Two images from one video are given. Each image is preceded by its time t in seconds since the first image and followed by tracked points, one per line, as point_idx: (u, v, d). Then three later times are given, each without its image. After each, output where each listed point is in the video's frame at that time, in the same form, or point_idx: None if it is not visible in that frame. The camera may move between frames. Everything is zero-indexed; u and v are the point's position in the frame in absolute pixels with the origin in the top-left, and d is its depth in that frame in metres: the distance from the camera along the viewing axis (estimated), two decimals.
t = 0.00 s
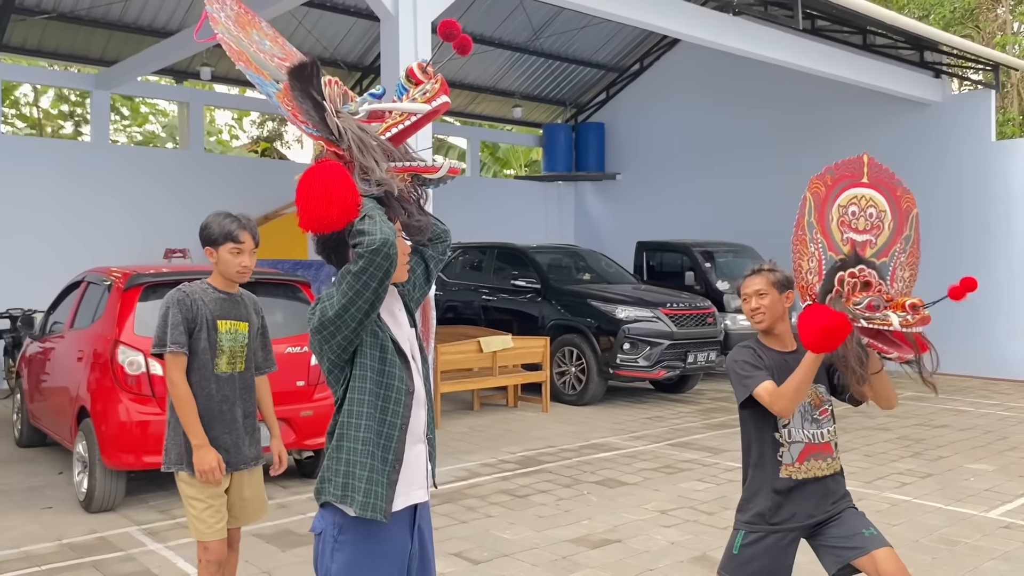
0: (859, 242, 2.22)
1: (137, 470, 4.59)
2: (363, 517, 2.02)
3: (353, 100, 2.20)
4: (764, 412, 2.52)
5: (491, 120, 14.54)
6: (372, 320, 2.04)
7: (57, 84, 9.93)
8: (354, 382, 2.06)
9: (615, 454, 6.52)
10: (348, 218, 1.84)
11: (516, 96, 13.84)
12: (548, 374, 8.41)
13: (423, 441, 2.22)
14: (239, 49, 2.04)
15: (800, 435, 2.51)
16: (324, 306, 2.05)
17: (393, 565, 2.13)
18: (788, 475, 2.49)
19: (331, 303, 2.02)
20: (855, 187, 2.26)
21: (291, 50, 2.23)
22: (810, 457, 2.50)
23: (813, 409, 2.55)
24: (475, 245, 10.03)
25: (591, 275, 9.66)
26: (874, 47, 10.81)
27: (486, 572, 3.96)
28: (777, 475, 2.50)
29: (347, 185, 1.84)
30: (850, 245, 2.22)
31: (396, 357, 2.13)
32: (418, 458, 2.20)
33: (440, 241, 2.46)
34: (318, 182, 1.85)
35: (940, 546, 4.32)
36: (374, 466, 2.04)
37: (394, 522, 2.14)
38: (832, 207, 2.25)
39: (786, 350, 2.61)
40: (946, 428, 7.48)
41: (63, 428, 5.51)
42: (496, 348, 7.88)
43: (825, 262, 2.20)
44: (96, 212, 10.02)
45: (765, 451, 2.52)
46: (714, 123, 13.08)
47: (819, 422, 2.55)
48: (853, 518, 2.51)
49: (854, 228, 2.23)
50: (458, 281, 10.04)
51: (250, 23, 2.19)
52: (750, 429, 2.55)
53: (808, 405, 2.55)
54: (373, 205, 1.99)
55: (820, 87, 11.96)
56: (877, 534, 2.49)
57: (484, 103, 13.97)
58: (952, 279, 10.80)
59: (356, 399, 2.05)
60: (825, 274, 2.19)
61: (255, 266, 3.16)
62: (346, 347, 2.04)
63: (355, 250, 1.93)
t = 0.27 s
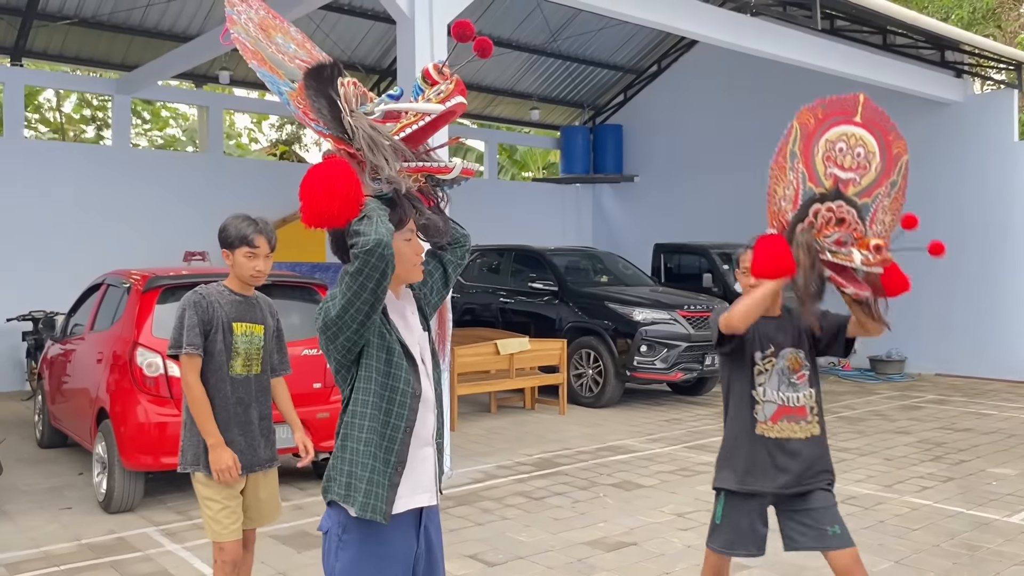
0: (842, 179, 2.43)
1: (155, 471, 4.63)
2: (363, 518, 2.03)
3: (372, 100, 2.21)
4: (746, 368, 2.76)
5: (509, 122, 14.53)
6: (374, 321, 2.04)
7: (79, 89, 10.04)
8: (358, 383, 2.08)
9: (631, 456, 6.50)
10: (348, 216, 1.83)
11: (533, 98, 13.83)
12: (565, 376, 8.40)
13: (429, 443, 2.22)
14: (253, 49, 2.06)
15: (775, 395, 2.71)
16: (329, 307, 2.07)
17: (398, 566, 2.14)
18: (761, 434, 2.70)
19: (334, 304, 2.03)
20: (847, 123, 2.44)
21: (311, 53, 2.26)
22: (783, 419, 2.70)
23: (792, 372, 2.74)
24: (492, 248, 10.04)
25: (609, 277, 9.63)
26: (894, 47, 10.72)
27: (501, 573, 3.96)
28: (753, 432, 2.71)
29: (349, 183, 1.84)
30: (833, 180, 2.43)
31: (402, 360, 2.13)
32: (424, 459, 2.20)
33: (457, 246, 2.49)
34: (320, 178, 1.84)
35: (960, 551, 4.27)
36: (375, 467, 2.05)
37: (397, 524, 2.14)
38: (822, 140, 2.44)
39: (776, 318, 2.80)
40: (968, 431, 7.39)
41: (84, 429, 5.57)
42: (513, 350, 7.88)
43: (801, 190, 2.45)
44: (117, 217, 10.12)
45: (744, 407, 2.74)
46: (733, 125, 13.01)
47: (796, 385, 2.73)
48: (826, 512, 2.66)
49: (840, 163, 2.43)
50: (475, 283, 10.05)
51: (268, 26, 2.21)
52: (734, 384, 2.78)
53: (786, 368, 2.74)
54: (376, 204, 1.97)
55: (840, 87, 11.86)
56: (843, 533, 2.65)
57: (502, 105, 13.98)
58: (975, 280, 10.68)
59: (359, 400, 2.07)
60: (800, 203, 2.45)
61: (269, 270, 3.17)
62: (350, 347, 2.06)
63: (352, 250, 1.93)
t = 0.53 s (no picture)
0: (807, 124, 2.63)
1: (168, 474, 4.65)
2: (359, 524, 2.06)
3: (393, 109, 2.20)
4: (743, 354, 2.94)
5: (522, 126, 14.54)
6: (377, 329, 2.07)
7: (95, 95, 10.12)
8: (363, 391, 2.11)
9: (643, 460, 6.48)
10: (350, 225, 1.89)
11: (545, 102, 13.82)
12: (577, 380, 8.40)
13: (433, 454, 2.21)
14: (270, 56, 2.08)
15: (770, 379, 2.88)
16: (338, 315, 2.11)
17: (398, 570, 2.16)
18: (752, 417, 2.88)
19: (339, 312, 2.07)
20: (808, 73, 2.68)
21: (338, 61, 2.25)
22: (775, 403, 2.87)
23: (792, 357, 2.91)
24: (504, 251, 10.04)
25: (621, 281, 9.62)
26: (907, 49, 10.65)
27: None
28: (745, 415, 2.90)
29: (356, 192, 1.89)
30: (797, 124, 2.63)
31: (408, 371, 2.13)
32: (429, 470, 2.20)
33: (479, 255, 2.54)
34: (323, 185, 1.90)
35: (975, 557, 4.24)
36: (372, 475, 2.07)
37: (398, 533, 2.15)
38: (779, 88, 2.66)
39: (778, 302, 2.99)
40: (983, 436, 7.33)
41: (98, 432, 5.60)
42: (525, 354, 7.88)
43: (757, 128, 2.64)
44: (133, 222, 10.20)
45: (740, 389, 2.92)
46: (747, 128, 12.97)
47: (794, 370, 2.89)
48: (813, 508, 2.82)
49: (803, 110, 2.64)
50: (488, 287, 10.05)
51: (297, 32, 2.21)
52: (732, 366, 2.95)
53: (787, 353, 2.91)
54: (380, 216, 2.00)
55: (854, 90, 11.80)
56: (826, 532, 2.80)
57: (515, 109, 13.98)
58: (991, 284, 10.60)
59: (363, 407, 2.09)
60: (754, 142, 2.64)
61: (277, 277, 3.17)
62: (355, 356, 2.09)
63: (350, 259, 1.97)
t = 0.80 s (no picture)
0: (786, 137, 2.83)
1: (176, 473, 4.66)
2: (366, 519, 2.06)
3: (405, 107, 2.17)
4: (758, 351, 2.93)
5: (533, 126, 14.54)
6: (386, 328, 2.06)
7: (108, 96, 10.16)
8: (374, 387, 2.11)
9: (653, 461, 6.45)
10: (352, 229, 1.96)
11: (556, 102, 13.81)
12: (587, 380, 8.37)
13: (446, 452, 2.20)
14: (272, 66, 2.09)
15: (789, 373, 2.85)
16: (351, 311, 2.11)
17: (414, 565, 2.14)
18: (773, 413, 2.85)
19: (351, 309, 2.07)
20: (774, 105, 2.90)
21: (356, 56, 2.25)
22: (795, 398, 2.84)
23: (810, 348, 2.87)
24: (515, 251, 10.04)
25: (632, 281, 9.59)
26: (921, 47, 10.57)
27: None
28: (765, 413, 2.87)
29: (356, 201, 1.95)
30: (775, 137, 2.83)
31: (419, 368, 2.13)
32: (442, 468, 2.18)
33: (508, 249, 2.53)
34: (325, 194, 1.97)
35: (987, 560, 4.19)
36: (381, 471, 2.07)
37: (411, 528, 2.14)
38: (749, 114, 2.91)
39: (792, 294, 2.97)
40: (997, 438, 7.25)
41: (109, 431, 5.63)
42: (534, 354, 7.86)
43: (734, 141, 2.89)
44: (145, 222, 10.24)
45: (758, 386, 2.90)
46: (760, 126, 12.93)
47: (813, 362, 2.86)
48: (833, 509, 2.82)
49: (778, 127, 2.85)
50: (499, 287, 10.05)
51: (310, 32, 2.21)
52: (749, 364, 2.94)
53: (803, 345, 2.88)
54: (384, 218, 2.01)
55: (868, 89, 11.71)
56: (843, 532, 2.81)
57: (525, 109, 13.98)
58: (1007, 284, 10.50)
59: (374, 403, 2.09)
60: (734, 151, 2.87)
61: (274, 276, 3.16)
62: (365, 353, 2.08)
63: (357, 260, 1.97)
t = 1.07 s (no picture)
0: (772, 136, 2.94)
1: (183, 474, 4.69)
2: (365, 516, 2.09)
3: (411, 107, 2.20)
4: (747, 353, 2.91)
5: (544, 127, 14.55)
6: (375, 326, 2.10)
7: (121, 100, 10.24)
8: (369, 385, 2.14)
9: (661, 463, 6.44)
10: (336, 228, 2.17)
11: (567, 103, 13.82)
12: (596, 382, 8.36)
13: (446, 451, 2.20)
14: (279, 68, 2.24)
15: (777, 375, 2.84)
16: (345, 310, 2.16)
17: (417, 565, 2.15)
18: (763, 416, 2.84)
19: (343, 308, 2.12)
20: (764, 101, 3.04)
21: (379, 59, 2.37)
22: (785, 400, 2.83)
23: (799, 348, 2.87)
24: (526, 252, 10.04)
25: (642, 282, 9.57)
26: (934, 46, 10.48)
27: None
28: (756, 415, 2.86)
29: (333, 202, 2.15)
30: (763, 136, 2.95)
31: (412, 367, 2.15)
32: (441, 469, 2.18)
33: (518, 248, 2.47)
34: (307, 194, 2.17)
35: (995, 564, 4.15)
36: (377, 468, 2.09)
37: (415, 528, 2.14)
38: (739, 110, 3.05)
39: (779, 292, 2.97)
40: (1010, 440, 7.19)
41: (118, 432, 5.68)
42: (543, 355, 7.86)
43: (721, 137, 3.02)
44: (158, 224, 10.31)
45: (747, 389, 2.89)
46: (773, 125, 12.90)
47: (802, 363, 2.85)
48: (834, 512, 2.81)
49: (767, 125, 2.98)
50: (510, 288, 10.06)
51: (332, 34, 2.35)
52: (736, 365, 2.93)
53: (792, 345, 2.88)
54: (372, 219, 2.05)
55: (881, 88, 11.63)
56: (844, 536, 2.81)
57: (536, 110, 13.99)
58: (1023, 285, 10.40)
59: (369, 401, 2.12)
60: (719, 146, 3.01)
61: (268, 275, 3.19)
62: (358, 351, 2.12)
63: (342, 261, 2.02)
